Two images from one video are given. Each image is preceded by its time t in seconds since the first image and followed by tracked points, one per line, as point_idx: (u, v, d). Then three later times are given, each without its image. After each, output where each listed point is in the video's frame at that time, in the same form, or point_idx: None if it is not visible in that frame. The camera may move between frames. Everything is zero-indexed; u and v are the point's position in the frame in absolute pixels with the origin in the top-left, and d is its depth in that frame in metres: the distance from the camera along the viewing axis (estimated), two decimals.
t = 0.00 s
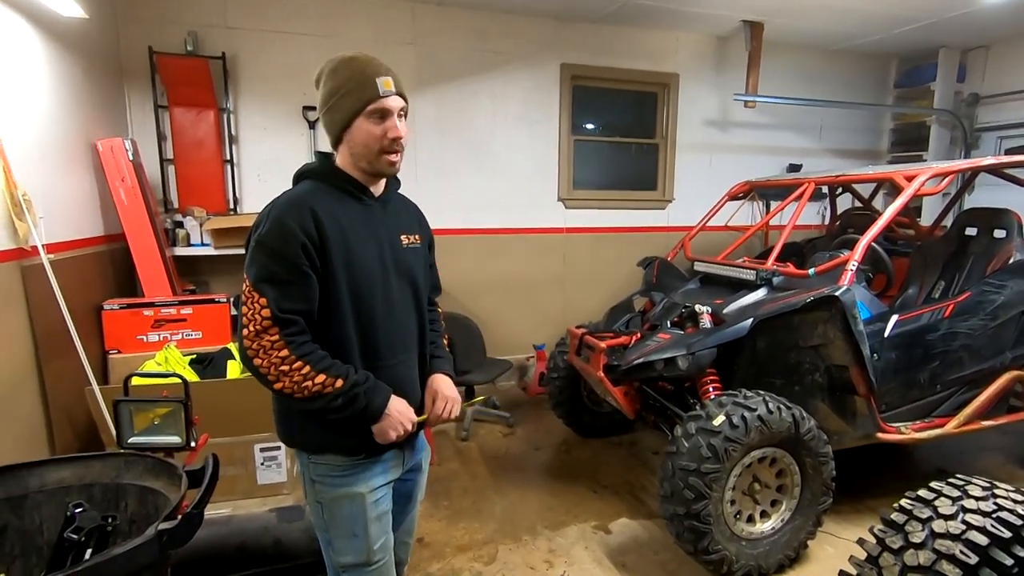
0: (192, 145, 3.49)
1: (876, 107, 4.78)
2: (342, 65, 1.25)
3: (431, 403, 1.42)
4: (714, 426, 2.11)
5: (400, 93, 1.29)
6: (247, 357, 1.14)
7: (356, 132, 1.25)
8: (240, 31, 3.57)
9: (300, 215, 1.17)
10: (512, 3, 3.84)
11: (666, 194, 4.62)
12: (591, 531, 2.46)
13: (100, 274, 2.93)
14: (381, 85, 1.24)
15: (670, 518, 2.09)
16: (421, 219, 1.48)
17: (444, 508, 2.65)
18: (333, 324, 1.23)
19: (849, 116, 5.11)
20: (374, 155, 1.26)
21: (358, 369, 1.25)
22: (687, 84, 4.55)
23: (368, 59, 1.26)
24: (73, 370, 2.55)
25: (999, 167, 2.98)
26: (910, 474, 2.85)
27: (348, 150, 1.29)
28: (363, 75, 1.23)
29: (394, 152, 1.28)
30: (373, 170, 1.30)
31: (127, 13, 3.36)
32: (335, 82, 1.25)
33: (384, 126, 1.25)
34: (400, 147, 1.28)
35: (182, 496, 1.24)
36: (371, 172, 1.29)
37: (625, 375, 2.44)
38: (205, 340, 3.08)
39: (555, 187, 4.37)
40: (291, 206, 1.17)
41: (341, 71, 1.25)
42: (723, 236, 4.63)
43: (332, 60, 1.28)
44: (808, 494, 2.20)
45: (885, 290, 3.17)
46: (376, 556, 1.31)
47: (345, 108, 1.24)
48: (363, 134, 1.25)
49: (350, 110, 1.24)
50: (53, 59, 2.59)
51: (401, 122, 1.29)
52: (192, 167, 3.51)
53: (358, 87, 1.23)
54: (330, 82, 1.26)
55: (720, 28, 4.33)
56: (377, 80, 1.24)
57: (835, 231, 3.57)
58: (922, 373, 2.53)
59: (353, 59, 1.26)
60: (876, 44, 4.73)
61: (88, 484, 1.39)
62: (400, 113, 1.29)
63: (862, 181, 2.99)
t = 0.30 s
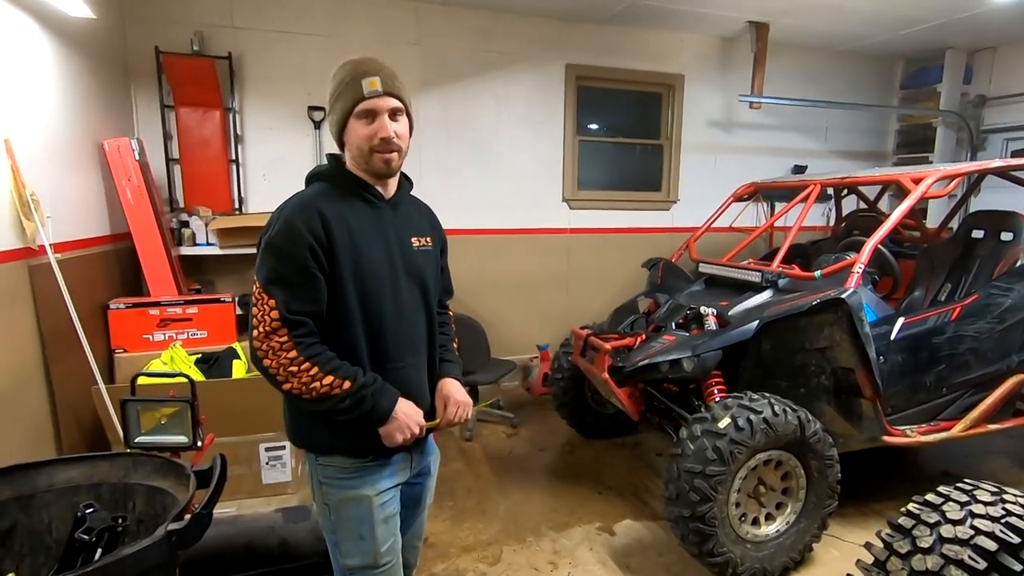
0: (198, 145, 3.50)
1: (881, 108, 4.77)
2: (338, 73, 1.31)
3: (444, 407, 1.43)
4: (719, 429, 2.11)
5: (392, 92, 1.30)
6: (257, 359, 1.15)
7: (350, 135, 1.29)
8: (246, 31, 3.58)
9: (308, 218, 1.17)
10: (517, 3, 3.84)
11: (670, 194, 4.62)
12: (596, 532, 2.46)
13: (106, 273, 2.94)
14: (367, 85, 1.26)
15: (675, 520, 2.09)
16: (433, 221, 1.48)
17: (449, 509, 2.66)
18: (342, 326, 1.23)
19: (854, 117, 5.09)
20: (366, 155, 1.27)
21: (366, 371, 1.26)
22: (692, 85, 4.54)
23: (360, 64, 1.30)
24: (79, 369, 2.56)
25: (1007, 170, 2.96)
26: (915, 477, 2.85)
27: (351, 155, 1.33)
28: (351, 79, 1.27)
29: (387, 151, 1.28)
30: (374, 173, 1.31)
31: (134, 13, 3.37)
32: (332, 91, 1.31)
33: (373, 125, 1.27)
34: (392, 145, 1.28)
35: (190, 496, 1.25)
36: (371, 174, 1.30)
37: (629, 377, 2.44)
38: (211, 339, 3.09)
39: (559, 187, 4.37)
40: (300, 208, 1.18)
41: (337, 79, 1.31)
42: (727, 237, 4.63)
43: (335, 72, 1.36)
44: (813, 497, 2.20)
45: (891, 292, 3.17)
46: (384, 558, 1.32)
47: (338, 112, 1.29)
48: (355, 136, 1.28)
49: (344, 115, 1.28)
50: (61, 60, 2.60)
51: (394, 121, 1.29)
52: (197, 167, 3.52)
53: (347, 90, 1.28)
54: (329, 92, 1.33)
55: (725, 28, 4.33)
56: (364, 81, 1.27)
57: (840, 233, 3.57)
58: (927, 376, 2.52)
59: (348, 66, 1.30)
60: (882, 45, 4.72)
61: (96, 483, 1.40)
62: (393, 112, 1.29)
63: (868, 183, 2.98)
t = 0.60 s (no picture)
0: (199, 144, 3.50)
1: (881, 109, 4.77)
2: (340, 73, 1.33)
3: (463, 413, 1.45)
4: (719, 429, 2.11)
5: (392, 88, 1.30)
6: (255, 356, 1.17)
7: (352, 134, 1.30)
8: (247, 30, 3.58)
9: (309, 216, 1.18)
10: (518, 3, 3.84)
11: (670, 195, 4.63)
12: (596, 532, 2.46)
13: (107, 272, 2.94)
14: (366, 82, 1.27)
15: (675, 519, 2.09)
16: (438, 221, 1.48)
17: (449, 508, 2.66)
18: (343, 326, 1.23)
19: (854, 118, 5.10)
20: (367, 152, 1.28)
21: (365, 371, 1.25)
22: (693, 86, 4.55)
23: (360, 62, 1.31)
24: (80, 368, 2.57)
25: (1006, 171, 2.97)
26: (914, 478, 2.86)
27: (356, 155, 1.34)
28: (352, 77, 1.29)
29: (388, 147, 1.28)
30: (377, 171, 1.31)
31: (135, 13, 3.38)
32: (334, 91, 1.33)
33: (373, 122, 1.28)
34: (392, 141, 1.28)
35: (192, 493, 1.26)
36: (373, 171, 1.31)
37: (630, 377, 2.45)
38: (211, 338, 3.09)
39: (559, 188, 4.37)
40: (302, 206, 1.19)
41: (338, 78, 1.33)
42: (727, 237, 4.63)
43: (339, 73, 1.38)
44: (812, 497, 2.21)
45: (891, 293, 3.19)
46: (385, 557, 1.32)
47: (340, 111, 1.31)
48: (356, 134, 1.30)
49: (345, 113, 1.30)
50: (62, 58, 2.61)
51: (393, 117, 1.29)
52: (198, 166, 3.53)
53: (347, 88, 1.29)
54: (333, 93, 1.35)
55: (725, 29, 4.33)
56: (363, 78, 1.28)
57: (840, 234, 3.57)
58: (927, 377, 2.53)
59: (349, 65, 1.31)
60: (882, 46, 4.72)
61: (98, 481, 1.41)
62: (394, 108, 1.30)
63: (868, 184, 2.99)
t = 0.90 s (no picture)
0: (197, 141, 3.50)
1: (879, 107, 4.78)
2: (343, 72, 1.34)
3: (480, 415, 1.47)
4: (717, 425, 2.12)
5: (395, 85, 1.31)
6: (252, 350, 1.18)
7: (355, 132, 1.31)
8: (244, 27, 3.57)
9: (310, 213, 1.18)
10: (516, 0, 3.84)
11: (668, 192, 4.63)
12: (594, 528, 2.47)
13: (105, 270, 2.94)
14: (369, 79, 1.28)
15: (673, 515, 2.10)
16: (441, 220, 1.48)
17: (449, 505, 2.67)
18: (343, 324, 1.24)
19: (852, 116, 5.11)
20: (370, 149, 1.28)
21: (363, 371, 1.25)
22: (691, 83, 4.55)
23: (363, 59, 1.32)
24: (78, 365, 2.57)
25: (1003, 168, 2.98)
26: (911, 474, 2.87)
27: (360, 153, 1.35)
28: (354, 74, 1.29)
29: (391, 144, 1.28)
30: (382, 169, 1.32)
31: (132, 10, 3.36)
32: (338, 89, 1.34)
33: (376, 119, 1.28)
34: (395, 138, 1.28)
35: (193, 490, 1.26)
36: (377, 168, 1.31)
37: (629, 374, 2.46)
38: (210, 336, 3.09)
39: (558, 185, 4.37)
40: (303, 203, 1.19)
41: (342, 77, 1.34)
42: (725, 235, 4.64)
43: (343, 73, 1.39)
44: (810, 493, 2.22)
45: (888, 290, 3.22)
46: (384, 553, 1.32)
47: (344, 109, 1.32)
48: (360, 132, 1.30)
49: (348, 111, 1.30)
50: (59, 55, 2.59)
51: (397, 114, 1.29)
52: (196, 163, 3.52)
53: (350, 87, 1.30)
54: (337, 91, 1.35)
55: (724, 27, 4.34)
56: (366, 76, 1.28)
57: (838, 231, 3.58)
58: (924, 373, 2.54)
59: (352, 63, 1.32)
60: (880, 44, 4.73)
61: (98, 478, 1.41)
62: (396, 105, 1.30)
63: (866, 181, 2.99)
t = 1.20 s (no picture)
0: (192, 138, 3.49)
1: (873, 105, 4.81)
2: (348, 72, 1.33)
3: (461, 413, 1.47)
4: (712, 421, 2.13)
5: (400, 88, 1.31)
6: (247, 348, 1.18)
7: (358, 133, 1.31)
8: (239, 22, 3.55)
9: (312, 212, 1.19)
10: None
11: (664, 189, 4.64)
12: (590, 524, 2.49)
13: (99, 267, 2.93)
14: (375, 81, 1.28)
15: (668, 511, 2.12)
16: (437, 221, 1.48)
17: (445, 501, 2.68)
18: (339, 325, 1.24)
19: (846, 114, 5.14)
20: (373, 150, 1.28)
21: (357, 371, 1.26)
22: (686, 80, 4.56)
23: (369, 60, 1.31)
24: (73, 362, 2.56)
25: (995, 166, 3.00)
26: (903, 468, 2.90)
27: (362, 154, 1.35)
28: (359, 75, 1.29)
29: (394, 147, 1.28)
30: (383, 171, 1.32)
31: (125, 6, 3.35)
32: (341, 89, 1.33)
33: (380, 121, 1.28)
34: (399, 140, 1.28)
35: (189, 487, 1.26)
36: (378, 169, 1.31)
37: (624, 370, 2.47)
38: (206, 333, 3.08)
39: (553, 182, 4.38)
40: (306, 202, 1.19)
41: (346, 77, 1.33)
42: (720, 232, 4.66)
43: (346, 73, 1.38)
44: (803, 488, 2.23)
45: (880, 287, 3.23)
46: (374, 542, 1.32)
47: (347, 109, 1.31)
48: (362, 133, 1.30)
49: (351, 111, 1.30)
50: (51, 50, 2.58)
51: (401, 116, 1.29)
52: (190, 160, 3.51)
53: (354, 88, 1.29)
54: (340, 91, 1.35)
55: (719, 24, 4.35)
56: (372, 77, 1.28)
57: (832, 228, 3.60)
58: (916, 369, 2.57)
59: (356, 63, 1.32)
60: (874, 42, 4.75)
61: (94, 475, 1.41)
62: (400, 108, 1.30)
63: (859, 179, 3.01)
